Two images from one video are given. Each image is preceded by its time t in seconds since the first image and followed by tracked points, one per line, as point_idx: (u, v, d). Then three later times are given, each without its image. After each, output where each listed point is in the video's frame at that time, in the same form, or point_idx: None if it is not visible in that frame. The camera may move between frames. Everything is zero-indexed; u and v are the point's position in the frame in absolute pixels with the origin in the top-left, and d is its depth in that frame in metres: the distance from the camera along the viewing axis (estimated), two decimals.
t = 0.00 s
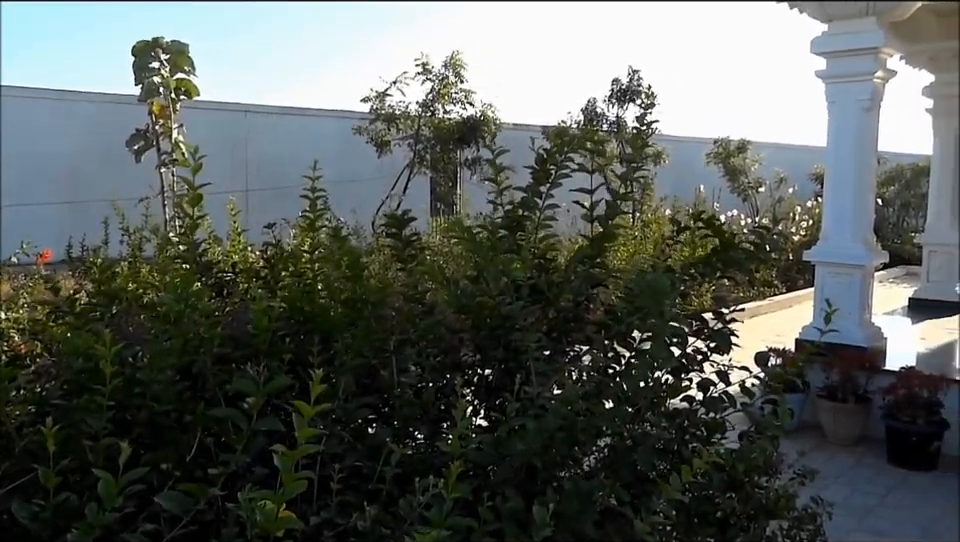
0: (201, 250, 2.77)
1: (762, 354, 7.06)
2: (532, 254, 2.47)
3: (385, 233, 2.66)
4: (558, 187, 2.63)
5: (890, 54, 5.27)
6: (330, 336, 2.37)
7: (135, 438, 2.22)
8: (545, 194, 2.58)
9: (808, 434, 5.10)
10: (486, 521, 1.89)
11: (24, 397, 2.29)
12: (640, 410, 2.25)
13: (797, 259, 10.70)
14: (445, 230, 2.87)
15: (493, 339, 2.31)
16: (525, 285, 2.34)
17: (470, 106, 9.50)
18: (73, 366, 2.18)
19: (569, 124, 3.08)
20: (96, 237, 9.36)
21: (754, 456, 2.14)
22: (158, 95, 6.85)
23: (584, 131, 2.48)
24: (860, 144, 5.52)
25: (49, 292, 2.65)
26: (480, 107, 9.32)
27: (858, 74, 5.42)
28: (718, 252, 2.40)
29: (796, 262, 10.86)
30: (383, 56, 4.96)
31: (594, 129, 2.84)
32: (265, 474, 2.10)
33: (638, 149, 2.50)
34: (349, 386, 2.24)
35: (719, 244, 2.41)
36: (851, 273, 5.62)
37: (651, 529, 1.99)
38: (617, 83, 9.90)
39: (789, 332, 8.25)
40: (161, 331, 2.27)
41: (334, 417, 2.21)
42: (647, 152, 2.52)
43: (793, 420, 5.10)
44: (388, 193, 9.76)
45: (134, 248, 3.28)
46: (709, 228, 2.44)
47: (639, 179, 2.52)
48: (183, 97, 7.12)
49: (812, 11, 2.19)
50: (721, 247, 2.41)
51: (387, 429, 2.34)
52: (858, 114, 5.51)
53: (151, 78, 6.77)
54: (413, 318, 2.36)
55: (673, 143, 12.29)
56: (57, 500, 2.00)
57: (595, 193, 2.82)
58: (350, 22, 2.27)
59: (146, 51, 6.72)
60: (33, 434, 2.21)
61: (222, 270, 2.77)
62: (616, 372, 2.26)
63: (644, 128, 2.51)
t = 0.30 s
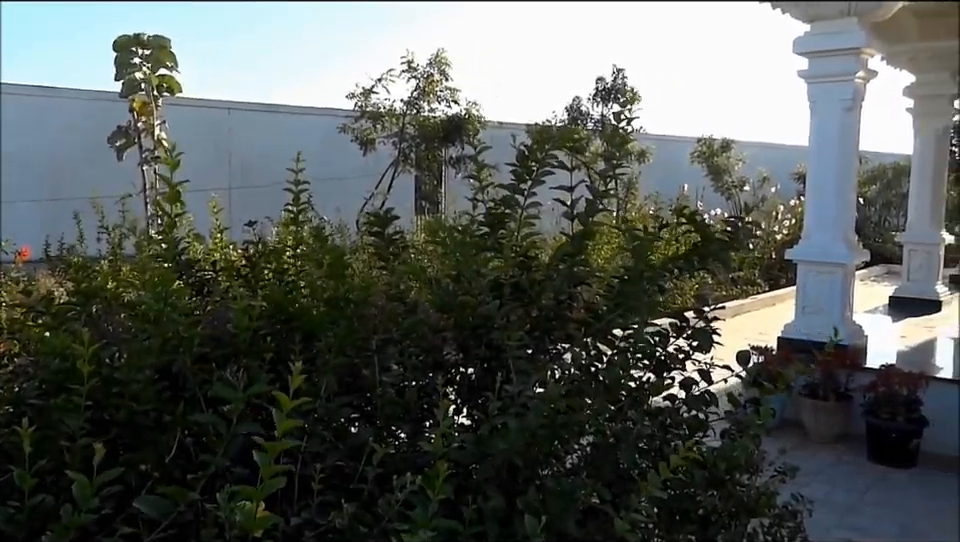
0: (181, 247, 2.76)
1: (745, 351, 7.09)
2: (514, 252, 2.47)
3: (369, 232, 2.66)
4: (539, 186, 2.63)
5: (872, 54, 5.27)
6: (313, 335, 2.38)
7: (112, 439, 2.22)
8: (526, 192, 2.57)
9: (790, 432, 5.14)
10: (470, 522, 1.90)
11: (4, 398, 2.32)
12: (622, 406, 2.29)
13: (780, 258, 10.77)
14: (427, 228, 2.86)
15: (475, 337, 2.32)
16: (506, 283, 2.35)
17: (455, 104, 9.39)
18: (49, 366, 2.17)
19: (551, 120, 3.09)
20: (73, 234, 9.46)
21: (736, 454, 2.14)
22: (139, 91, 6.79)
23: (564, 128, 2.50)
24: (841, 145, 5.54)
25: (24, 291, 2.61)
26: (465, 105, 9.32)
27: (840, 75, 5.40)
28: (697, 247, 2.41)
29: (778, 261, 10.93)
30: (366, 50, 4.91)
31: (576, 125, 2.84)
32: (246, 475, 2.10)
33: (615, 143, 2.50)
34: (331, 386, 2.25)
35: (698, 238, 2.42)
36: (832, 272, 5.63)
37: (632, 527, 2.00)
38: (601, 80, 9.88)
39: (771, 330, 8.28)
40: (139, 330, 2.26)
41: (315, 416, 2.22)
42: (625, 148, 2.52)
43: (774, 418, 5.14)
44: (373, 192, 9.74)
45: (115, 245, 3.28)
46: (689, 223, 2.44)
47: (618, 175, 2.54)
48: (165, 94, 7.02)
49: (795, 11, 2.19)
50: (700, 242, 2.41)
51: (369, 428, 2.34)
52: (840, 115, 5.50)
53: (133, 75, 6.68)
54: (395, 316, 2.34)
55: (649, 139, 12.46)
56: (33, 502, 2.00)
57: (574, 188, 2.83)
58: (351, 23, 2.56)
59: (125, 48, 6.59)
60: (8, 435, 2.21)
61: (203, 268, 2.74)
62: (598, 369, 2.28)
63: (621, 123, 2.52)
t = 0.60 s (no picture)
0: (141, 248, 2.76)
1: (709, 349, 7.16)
2: (481, 251, 2.47)
3: (337, 231, 2.63)
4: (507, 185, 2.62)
5: (832, 54, 5.31)
6: (277, 335, 2.41)
7: (71, 443, 2.19)
8: (493, 191, 2.56)
9: (754, 427, 5.19)
10: (435, 521, 1.90)
11: None
12: (588, 405, 2.31)
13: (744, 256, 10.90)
14: (394, 226, 2.84)
15: (442, 336, 2.33)
16: (474, 282, 2.36)
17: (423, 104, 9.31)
18: (7, 368, 2.15)
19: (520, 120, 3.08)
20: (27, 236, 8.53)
21: (700, 451, 2.17)
22: (101, 88, 6.40)
23: (530, 127, 2.49)
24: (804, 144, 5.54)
25: None
26: (433, 104, 9.25)
27: (800, 75, 5.42)
28: (660, 248, 2.43)
29: (743, 259, 11.07)
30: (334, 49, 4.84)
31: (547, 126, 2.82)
32: (207, 477, 2.07)
33: (583, 143, 2.46)
34: (295, 387, 2.23)
35: (661, 242, 2.44)
36: (794, 270, 5.61)
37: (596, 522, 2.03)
38: (570, 80, 9.85)
39: (735, 328, 8.38)
40: (99, 332, 2.25)
41: (280, 417, 2.20)
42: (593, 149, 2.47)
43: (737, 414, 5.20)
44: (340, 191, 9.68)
45: (76, 246, 3.23)
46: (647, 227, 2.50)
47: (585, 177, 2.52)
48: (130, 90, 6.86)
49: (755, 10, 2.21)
50: (663, 245, 2.43)
51: (334, 428, 2.34)
52: (799, 116, 5.50)
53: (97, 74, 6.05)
54: (361, 316, 2.33)
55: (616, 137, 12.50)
56: None
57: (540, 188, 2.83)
58: (351, 22, 2.54)
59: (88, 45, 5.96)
60: None
61: (162, 269, 2.71)
62: (565, 368, 2.30)
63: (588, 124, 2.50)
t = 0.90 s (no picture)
0: (100, 249, 2.71)
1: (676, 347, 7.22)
2: (449, 251, 2.49)
3: (302, 230, 2.63)
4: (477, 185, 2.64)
5: (796, 56, 5.38)
6: (242, 337, 2.37)
7: (30, 448, 2.16)
8: (462, 191, 2.60)
9: (721, 424, 5.25)
10: (403, 520, 1.89)
11: None
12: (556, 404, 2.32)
13: (712, 254, 11.01)
14: (361, 226, 2.84)
15: (410, 337, 2.34)
16: (441, 282, 2.35)
17: (393, 103, 9.32)
18: None
19: (489, 120, 3.07)
20: None
21: (666, 449, 2.18)
22: (64, 86, 6.22)
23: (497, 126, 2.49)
24: (768, 145, 5.61)
25: None
26: (404, 103, 9.27)
27: (764, 75, 5.49)
28: (627, 248, 2.44)
29: (711, 257, 11.17)
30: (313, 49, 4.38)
31: (518, 127, 2.82)
32: (170, 481, 2.05)
33: (555, 143, 2.44)
34: (261, 387, 2.22)
35: (629, 240, 2.44)
36: (760, 268, 5.68)
37: (564, 520, 2.08)
38: (540, 80, 9.85)
39: (703, 325, 8.46)
40: (58, 334, 2.22)
41: (243, 420, 2.19)
42: (565, 151, 2.46)
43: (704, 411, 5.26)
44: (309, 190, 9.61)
45: (38, 248, 3.18)
46: (622, 226, 2.49)
47: (557, 178, 2.51)
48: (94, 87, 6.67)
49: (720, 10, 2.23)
50: (631, 243, 2.43)
51: (301, 430, 2.33)
52: (766, 115, 5.56)
53: (61, 72, 5.78)
54: (327, 318, 2.33)
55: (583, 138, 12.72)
56: None
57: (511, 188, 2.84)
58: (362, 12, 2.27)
59: (53, 43, 5.71)
60: None
61: (126, 271, 2.66)
62: (533, 368, 2.31)
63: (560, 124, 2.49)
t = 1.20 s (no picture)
0: (66, 249, 2.66)
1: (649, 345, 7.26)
2: (422, 251, 2.47)
3: (268, 231, 2.62)
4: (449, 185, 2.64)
5: (767, 56, 5.43)
6: (211, 337, 2.36)
7: None
8: (435, 192, 2.58)
9: (693, 421, 5.29)
10: (373, 523, 1.89)
11: None
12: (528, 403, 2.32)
13: (684, 253, 11.09)
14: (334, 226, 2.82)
15: (382, 337, 2.34)
16: (414, 282, 2.36)
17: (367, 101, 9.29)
18: None
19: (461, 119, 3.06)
20: None
21: (638, 447, 2.20)
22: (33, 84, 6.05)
23: (470, 126, 2.49)
24: (739, 144, 5.65)
25: None
26: (377, 102, 9.23)
27: (735, 76, 5.55)
28: (601, 248, 2.46)
29: (684, 256, 11.25)
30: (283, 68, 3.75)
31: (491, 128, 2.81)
32: (136, 484, 2.04)
33: (527, 143, 2.46)
34: (230, 390, 2.21)
35: (604, 240, 2.47)
36: (731, 266, 5.73)
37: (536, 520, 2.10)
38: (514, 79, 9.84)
39: (676, 324, 8.52)
40: (21, 335, 2.20)
41: (213, 423, 2.18)
42: (536, 148, 2.48)
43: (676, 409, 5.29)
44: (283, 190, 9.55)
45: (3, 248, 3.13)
46: (595, 224, 2.50)
47: (529, 177, 2.52)
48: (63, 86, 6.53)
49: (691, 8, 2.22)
50: (605, 243, 2.46)
51: (271, 431, 2.33)
52: (736, 115, 5.62)
53: (25, 69, 5.62)
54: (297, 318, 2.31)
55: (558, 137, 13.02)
56: None
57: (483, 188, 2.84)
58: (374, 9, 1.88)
59: (20, 39, 5.52)
60: None
61: (92, 271, 2.63)
62: (505, 367, 2.31)
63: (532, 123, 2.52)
